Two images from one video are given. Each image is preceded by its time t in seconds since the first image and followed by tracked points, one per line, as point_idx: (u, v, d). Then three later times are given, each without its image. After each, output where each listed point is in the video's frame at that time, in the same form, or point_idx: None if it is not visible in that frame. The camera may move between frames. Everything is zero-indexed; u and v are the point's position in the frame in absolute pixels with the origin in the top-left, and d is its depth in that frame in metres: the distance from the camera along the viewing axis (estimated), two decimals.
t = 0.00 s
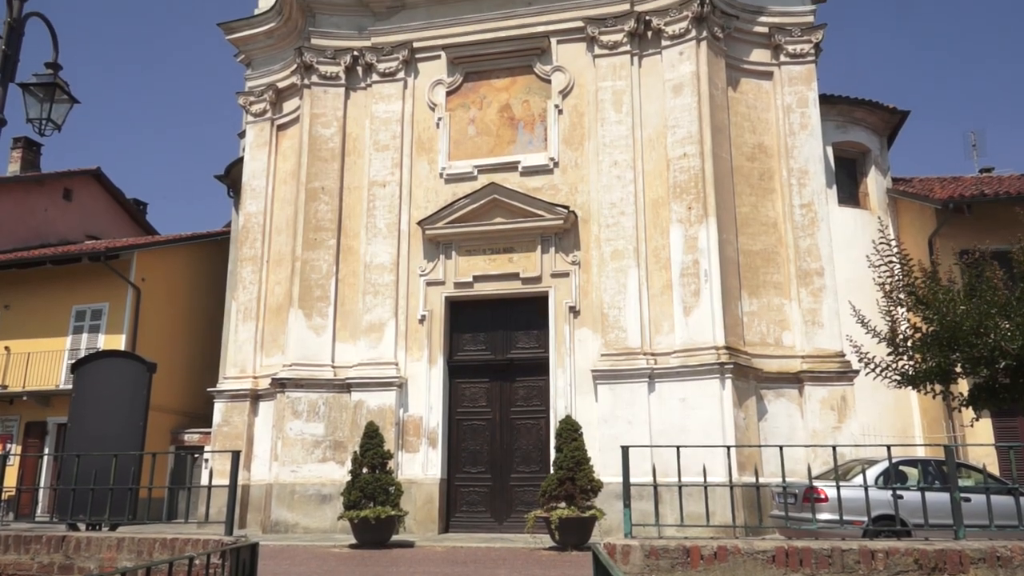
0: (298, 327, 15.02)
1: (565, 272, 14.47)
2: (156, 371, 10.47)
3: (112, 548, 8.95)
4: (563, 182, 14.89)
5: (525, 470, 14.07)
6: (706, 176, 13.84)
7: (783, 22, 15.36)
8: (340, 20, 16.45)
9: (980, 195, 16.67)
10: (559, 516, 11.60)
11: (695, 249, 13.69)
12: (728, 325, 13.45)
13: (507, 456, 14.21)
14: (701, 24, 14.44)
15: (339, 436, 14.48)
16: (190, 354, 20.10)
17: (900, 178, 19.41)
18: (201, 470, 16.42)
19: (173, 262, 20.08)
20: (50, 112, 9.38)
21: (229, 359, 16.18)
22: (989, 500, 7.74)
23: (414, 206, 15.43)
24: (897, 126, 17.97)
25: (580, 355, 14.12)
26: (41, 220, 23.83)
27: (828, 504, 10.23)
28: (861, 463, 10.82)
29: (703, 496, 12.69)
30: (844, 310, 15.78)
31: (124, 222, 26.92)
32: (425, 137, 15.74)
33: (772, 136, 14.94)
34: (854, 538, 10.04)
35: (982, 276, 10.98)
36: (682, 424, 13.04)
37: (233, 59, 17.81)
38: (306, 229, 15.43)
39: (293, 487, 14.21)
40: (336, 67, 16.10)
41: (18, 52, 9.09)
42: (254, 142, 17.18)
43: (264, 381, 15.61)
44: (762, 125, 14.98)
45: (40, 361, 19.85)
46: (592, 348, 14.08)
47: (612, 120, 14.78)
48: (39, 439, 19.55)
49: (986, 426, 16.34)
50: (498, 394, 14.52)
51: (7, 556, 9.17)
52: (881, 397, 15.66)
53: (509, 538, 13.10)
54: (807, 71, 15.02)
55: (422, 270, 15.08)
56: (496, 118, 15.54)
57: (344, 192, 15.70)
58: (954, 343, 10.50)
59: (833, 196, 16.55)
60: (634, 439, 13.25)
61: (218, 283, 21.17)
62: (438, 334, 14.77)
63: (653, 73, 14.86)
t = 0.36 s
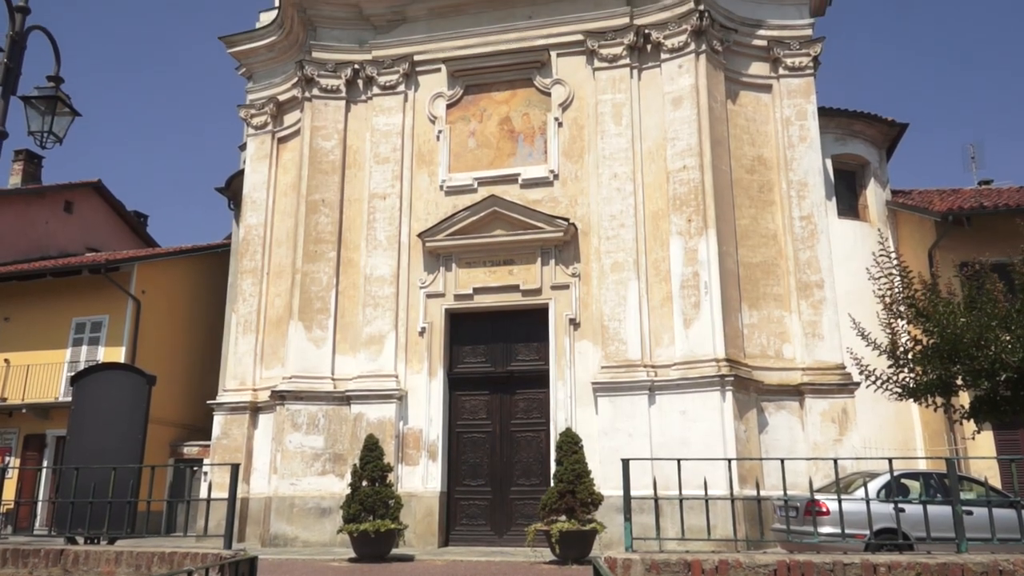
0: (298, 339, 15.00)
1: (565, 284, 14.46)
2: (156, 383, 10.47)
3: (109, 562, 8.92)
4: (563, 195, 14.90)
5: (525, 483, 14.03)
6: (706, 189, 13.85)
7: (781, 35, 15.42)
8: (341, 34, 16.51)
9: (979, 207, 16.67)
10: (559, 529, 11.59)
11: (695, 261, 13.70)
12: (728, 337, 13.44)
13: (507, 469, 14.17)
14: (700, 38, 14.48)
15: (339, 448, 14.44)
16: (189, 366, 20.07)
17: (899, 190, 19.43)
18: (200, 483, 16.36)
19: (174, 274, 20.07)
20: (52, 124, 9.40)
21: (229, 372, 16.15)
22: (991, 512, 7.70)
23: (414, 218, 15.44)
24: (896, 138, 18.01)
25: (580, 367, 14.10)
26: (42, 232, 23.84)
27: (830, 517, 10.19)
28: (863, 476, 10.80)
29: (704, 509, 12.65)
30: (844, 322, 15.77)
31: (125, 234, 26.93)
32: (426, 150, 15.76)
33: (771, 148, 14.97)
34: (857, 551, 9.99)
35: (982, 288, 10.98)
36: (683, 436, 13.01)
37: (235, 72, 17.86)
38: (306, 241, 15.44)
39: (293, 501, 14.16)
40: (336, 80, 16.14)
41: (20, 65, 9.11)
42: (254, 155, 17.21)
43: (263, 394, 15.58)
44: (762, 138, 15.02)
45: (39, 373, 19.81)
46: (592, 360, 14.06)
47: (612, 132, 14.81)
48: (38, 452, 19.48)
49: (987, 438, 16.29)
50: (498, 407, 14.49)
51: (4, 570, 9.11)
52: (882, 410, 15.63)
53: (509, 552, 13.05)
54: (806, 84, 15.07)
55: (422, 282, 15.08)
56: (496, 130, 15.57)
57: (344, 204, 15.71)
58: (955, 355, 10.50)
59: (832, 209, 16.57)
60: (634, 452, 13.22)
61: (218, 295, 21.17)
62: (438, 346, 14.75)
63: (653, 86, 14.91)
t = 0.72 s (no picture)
0: (298, 352, 14.98)
1: (565, 297, 14.46)
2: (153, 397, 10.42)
3: None
4: (563, 208, 14.92)
5: (525, 497, 13.97)
6: (705, 202, 13.86)
7: (780, 49, 15.48)
8: (341, 48, 16.56)
9: (978, 220, 16.68)
10: (560, 544, 11.56)
11: (695, 274, 13.70)
12: (728, 349, 13.42)
13: (507, 483, 14.12)
14: (699, 52, 14.52)
15: (338, 462, 14.40)
16: (189, 379, 20.03)
17: (898, 203, 19.47)
18: (199, 497, 16.29)
19: (174, 287, 20.07)
20: (53, 138, 9.41)
21: (229, 385, 16.11)
22: (992, 527, 7.76)
23: (414, 231, 15.45)
24: (895, 152, 18.05)
25: (580, 380, 14.07)
26: (43, 245, 23.84)
27: (832, 531, 10.07)
28: (864, 490, 10.74)
29: (705, 523, 12.61)
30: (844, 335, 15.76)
31: (125, 247, 26.95)
32: (426, 163, 15.79)
33: (770, 161, 15.00)
34: (859, 566, 9.79)
35: (982, 301, 10.98)
36: (684, 450, 12.97)
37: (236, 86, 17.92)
38: (306, 255, 15.44)
39: (292, 515, 14.09)
40: (337, 94, 16.19)
41: (22, 79, 9.13)
42: (255, 168, 17.24)
43: (262, 408, 15.54)
44: (761, 151, 15.06)
45: (38, 387, 19.76)
46: (592, 373, 14.04)
47: (611, 146, 14.84)
48: (36, 465, 19.41)
49: (989, 452, 16.22)
50: (498, 420, 14.46)
51: None
52: (883, 423, 15.59)
53: (509, 567, 12.99)
54: (804, 98, 15.11)
55: (422, 295, 15.07)
56: (496, 144, 15.61)
57: (345, 218, 15.72)
58: (955, 368, 10.50)
59: (832, 222, 16.60)
60: (635, 465, 13.18)
61: (218, 308, 21.17)
62: (438, 359, 14.73)
63: (652, 100, 14.96)
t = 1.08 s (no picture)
0: (298, 364, 14.95)
1: (566, 309, 14.45)
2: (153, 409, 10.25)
3: None
4: (563, 220, 14.93)
5: (526, 510, 13.92)
6: (705, 214, 13.87)
7: (779, 62, 15.54)
8: (342, 61, 16.62)
9: (978, 231, 16.68)
10: (560, 557, 11.62)
11: (695, 285, 13.70)
12: (729, 362, 13.40)
13: (507, 496, 14.07)
14: (698, 65, 14.56)
15: (338, 475, 14.36)
16: (188, 391, 20.01)
17: (899, 215, 19.47)
18: (198, 510, 16.23)
19: (174, 299, 20.06)
20: (55, 151, 9.43)
21: (228, 398, 16.08)
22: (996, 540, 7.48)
23: (414, 244, 15.45)
24: (895, 163, 18.08)
25: (580, 392, 14.05)
26: (44, 257, 23.86)
27: (834, 544, 10.08)
28: (866, 503, 10.73)
29: (706, 536, 12.57)
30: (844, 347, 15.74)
31: (126, 260, 26.96)
32: (426, 175, 15.81)
33: (770, 174, 15.03)
34: None
35: (982, 313, 10.98)
36: (685, 462, 12.93)
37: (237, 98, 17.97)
38: (306, 267, 15.44)
39: (291, 528, 14.05)
40: (338, 107, 16.24)
41: (23, 92, 9.15)
42: (256, 181, 17.27)
43: (262, 420, 15.51)
44: (761, 163, 15.09)
45: (37, 399, 19.71)
46: (593, 386, 14.01)
47: (611, 158, 14.87)
48: (35, 478, 19.34)
49: (991, 464, 16.16)
50: (498, 433, 14.43)
51: None
52: (885, 436, 15.55)
53: None
54: (804, 111, 15.15)
55: (422, 307, 15.05)
56: (496, 156, 15.64)
57: (345, 230, 15.73)
58: (956, 380, 10.49)
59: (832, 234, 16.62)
60: (636, 478, 13.14)
61: (218, 320, 21.17)
62: (439, 371, 14.70)
63: (652, 113, 14.99)
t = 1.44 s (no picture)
0: (298, 377, 14.93)
1: (566, 321, 14.44)
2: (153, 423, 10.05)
3: None
4: (563, 233, 14.94)
5: (526, 524, 13.87)
6: (705, 226, 13.88)
7: (778, 75, 15.58)
8: (343, 74, 16.67)
9: (978, 243, 16.67)
10: (561, 571, 11.58)
11: (695, 297, 13.69)
12: (729, 374, 13.38)
13: (507, 509, 14.02)
14: (697, 78, 14.59)
15: (337, 488, 14.31)
16: (187, 404, 19.98)
17: (899, 227, 19.48)
18: (197, 524, 16.17)
19: (174, 311, 20.06)
20: (56, 164, 9.43)
21: (228, 410, 16.05)
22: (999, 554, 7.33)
23: (414, 256, 15.45)
24: (894, 176, 18.11)
25: (581, 405, 14.03)
26: (44, 270, 23.85)
27: (836, 558, 10.03)
28: (868, 516, 10.69)
29: (708, 550, 12.52)
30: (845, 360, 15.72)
31: (126, 272, 26.95)
32: (426, 188, 15.83)
33: (769, 186, 15.06)
34: None
35: (982, 325, 10.98)
36: (686, 475, 12.89)
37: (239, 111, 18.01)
38: (306, 279, 15.42)
39: (290, 542, 14.00)
40: (338, 119, 16.28)
41: (25, 105, 9.16)
42: (256, 193, 17.29)
43: (262, 433, 15.47)
44: (760, 175, 15.12)
45: (36, 412, 19.66)
46: (593, 398, 13.99)
47: (611, 171, 14.89)
48: (34, 491, 19.25)
49: (993, 477, 16.10)
50: (498, 446, 14.39)
51: None
52: (886, 449, 15.51)
53: None
54: (803, 124, 15.18)
55: (422, 319, 15.04)
56: (496, 169, 15.66)
57: (345, 242, 15.74)
58: (958, 393, 10.48)
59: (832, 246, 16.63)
60: (636, 491, 13.10)
61: (218, 333, 21.17)
62: (439, 384, 14.67)
63: (651, 125, 15.02)
